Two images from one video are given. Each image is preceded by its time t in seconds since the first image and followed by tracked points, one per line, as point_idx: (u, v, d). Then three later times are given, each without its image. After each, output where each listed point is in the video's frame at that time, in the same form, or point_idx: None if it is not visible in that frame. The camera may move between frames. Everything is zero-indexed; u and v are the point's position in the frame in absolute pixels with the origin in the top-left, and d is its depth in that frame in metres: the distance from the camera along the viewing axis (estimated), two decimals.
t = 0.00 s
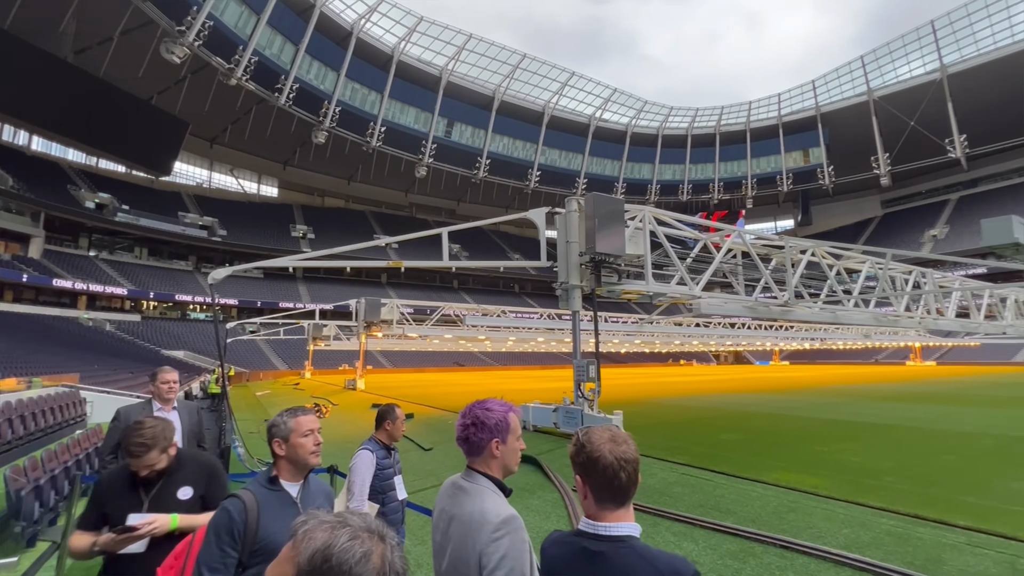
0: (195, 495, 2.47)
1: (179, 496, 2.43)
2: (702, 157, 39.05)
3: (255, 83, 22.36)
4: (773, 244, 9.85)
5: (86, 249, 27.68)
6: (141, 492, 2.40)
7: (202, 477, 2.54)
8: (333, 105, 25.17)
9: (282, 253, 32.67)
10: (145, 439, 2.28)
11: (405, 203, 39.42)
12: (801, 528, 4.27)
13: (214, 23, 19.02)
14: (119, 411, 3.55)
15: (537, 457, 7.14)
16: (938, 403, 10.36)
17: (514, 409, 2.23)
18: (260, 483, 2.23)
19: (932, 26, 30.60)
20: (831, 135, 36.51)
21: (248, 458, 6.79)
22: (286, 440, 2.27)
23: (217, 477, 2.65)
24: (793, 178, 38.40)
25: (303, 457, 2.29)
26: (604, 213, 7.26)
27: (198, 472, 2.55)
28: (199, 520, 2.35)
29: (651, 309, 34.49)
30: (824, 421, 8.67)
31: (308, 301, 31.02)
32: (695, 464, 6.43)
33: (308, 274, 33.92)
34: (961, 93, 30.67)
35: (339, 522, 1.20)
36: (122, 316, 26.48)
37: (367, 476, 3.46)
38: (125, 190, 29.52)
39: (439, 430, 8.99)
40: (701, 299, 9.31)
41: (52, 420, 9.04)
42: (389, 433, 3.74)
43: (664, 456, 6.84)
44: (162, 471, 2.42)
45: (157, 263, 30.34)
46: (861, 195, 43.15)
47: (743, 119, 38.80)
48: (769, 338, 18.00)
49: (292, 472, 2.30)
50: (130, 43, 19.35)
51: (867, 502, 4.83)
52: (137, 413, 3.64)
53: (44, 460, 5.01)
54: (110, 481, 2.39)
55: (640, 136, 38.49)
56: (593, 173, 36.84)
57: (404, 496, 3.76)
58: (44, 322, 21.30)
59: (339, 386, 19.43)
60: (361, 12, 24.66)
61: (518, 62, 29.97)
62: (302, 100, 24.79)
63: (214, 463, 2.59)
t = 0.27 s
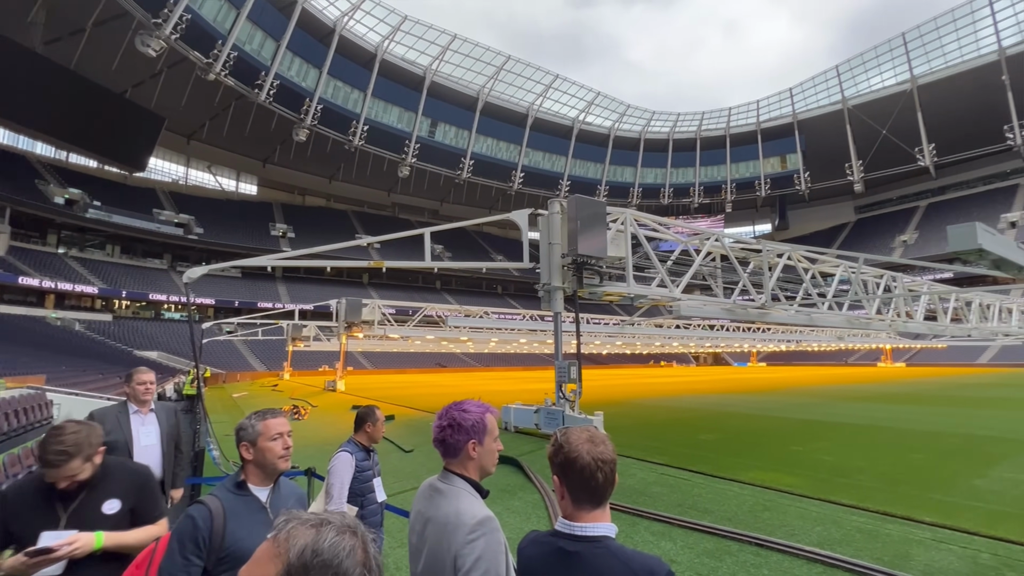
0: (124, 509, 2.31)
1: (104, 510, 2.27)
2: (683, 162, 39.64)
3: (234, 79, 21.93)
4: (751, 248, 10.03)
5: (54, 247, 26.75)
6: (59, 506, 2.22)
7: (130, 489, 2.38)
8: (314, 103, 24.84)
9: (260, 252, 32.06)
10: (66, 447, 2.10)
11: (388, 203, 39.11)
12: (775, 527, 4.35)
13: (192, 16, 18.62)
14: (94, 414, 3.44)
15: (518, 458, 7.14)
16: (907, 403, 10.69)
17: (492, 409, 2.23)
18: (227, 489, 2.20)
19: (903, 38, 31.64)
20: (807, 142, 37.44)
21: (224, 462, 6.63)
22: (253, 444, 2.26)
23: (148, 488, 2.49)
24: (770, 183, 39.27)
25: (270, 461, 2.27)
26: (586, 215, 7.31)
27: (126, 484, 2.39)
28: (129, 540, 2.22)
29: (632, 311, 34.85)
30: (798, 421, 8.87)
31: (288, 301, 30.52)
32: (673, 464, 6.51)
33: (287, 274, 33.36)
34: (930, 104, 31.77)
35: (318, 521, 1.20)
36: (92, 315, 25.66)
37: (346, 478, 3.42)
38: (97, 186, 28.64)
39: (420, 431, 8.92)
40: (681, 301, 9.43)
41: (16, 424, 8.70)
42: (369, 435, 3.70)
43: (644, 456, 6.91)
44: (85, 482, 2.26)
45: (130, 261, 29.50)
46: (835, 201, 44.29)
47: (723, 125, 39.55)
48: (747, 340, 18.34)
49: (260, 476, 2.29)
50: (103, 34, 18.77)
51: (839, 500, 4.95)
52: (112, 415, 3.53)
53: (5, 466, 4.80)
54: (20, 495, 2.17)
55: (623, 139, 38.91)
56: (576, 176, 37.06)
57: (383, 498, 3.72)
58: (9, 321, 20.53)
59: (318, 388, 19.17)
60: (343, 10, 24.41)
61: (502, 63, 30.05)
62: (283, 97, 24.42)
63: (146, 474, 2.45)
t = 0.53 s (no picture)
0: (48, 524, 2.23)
1: (26, 527, 2.17)
2: (663, 166, 40.21)
3: (211, 73, 21.44)
4: (728, 251, 10.22)
5: (18, 243, 25.66)
6: None
7: (58, 504, 2.29)
8: (294, 99, 24.44)
9: (237, 251, 31.36)
10: None
11: (369, 202, 38.70)
12: (749, 525, 4.45)
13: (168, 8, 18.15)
14: (59, 421, 3.29)
15: (497, 459, 7.13)
16: (875, 403, 11.05)
17: (469, 410, 2.23)
18: (193, 494, 2.15)
19: (875, 49, 32.72)
20: (783, 148, 38.38)
21: (196, 466, 6.46)
22: (222, 447, 2.22)
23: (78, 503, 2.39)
24: (748, 188, 40.13)
25: (240, 464, 2.24)
26: (568, 217, 7.36)
27: (54, 498, 2.29)
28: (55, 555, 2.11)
29: (612, 313, 35.17)
30: (772, 421, 9.08)
31: (265, 301, 29.93)
32: (651, 464, 6.59)
33: (265, 273, 32.71)
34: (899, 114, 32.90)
35: (296, 519, 1.19)
36: (58, 314, 24.70)
37: (322, 480, 3.37)
38: (64, 180, 27.61)
39: (399, 433, 8.83)
40: (660, 303, 9.56)
41: None
42: (346, 437, 3.65)
43: (622, 456, 6.99)
44: (7, 498, 2.15)
45: (99, 259, 28.51)
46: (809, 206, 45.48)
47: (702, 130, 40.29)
48: (724, 341, 18.68)
49: (228, 481, 2.25)
50: (73, 23, 18.09)
51: (810, 498, 5.08)
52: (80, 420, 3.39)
53: None
54: None
55: (604, 142, 39.27)
56: (559, 178, 37.25)
57: (360, 501, 3.68)
58: None
59: (295, 389, 18.83)
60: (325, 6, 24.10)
61: (485, 64, 30.08)
62: (262, 93, 23.97)
63: (74, 487, 2.36)
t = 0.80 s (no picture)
0: None
1: None
2: (642, 169, 40.79)
3: (184, 65, 20.85)
4: (704, 254, 10.41)
5: None
6: None
7: None
8: (271, 95, 23.95)
9: (210, 248, 30.53)
10: None
11: (347, 201, 38.16)
12: (721, 523, 4.54)
13: None
14: (18, 427, 3.14)
15: (474, 460, 7.12)
16: (841, 403, 11.41)
17: (443, 411, 2.23)
18: (157, 498, 2.09)
19: (845, 61, 33.83)
20: (757, 154, 39.32)
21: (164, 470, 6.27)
22: (187, 450, 2.16)
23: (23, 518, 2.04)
24: (723, 193, 40.99)
25: (206, 469, 2.19)
26: (547, 218, 7.39)
27: None
28: None
29: (591, 314, 35.47)
30: (744, 421, 9.29)
31: (238, 300, 29.22)
32: (626, 463, 6.67)
33: (238, 272, 31.92)
34: (868, 123, 34.09)
35: (259, 522, 1.16)
36: (17, 313, 23.62)
37: (294, 483, 3.31)
38: (25, 172, 26.45)
39: (376, 434, 8.74)
40: (637, 304, 9.67)
41: None
42: (321, 439, 3.59)
43: (599, 457, 7.05)
44: None
45: (63, 255, 27.40)
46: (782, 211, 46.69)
47: (680, 135, 41.03)
48: (699, 342, 18.99)
49: (194, 485, 2.20)
50: (35, 9, 17.34)
51: (779, 496, 5.22)
52: (40, 426, 3.25)
53: None
54: None
55: (585, 145, 39.57)
56: (539, 179, 37.38)
57: (334, 504, 3.61)
58: None
59: (269, 390, 18.46)
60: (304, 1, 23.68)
61: (466, 64, 30.00)
62: (238, 87, 23.44)
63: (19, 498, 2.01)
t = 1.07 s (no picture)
0: None
1: None
2: (618, 172, 41.35)
3: (150, 54, 20.12)
4: (677, 257, 10.60)
5: None
6: None
7: None
8: (243, 88, 23.33)
9: (176, 245, 29.52)
10: None
11: (322, 198, 37.48)
12: (689, 520, 4.64)
13: None
14: None
15: (448, 461, 7.08)
16: (806, 402, 11.80)
17: (413, 413, 2.21)
18: (116, 504, 2.02)
19: (813, 71, 35.05)
20: (729, 160, 40.33)
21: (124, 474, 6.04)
22: (149, 453, 2.10)
23: None
24: (697, 197, 41.91)
25: (168, 473, 2.12)
26: (523, 220, 7.41)
27: None
28: None
29: (567, 315, 35.71)
30: (714, 420, 9.51)
31: (206, 298, 28.35)
32: (599, 463, 6.75)
33: (207, 269, 30.97)
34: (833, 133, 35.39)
35: (207, 527, 1.12)
36: None
37: (262, 486, 3.22)
38: None
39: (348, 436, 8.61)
40: (611, 306, 9.79)
41: None
42: (290, 441, 3.52)
43: (572, 456, 7.11)
44: None
45: (17, 249, 26.09)
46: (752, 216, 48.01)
47: (655, 140, 41.81)
48: (672, 343, 19.35)
49: (156, 489, 2.13)
50: None
51: (746, 493, 5.37)
52: None
53: None
54: None
55: (562, 147, 39.85)
56: (517, 180, 37.45)
57: (303, 507, 3.55)
58: None
59: (238, 391, 17.98)
60: None
61: (444, 63, 29.86)
62: (207, 79, 22.77)
63: None
